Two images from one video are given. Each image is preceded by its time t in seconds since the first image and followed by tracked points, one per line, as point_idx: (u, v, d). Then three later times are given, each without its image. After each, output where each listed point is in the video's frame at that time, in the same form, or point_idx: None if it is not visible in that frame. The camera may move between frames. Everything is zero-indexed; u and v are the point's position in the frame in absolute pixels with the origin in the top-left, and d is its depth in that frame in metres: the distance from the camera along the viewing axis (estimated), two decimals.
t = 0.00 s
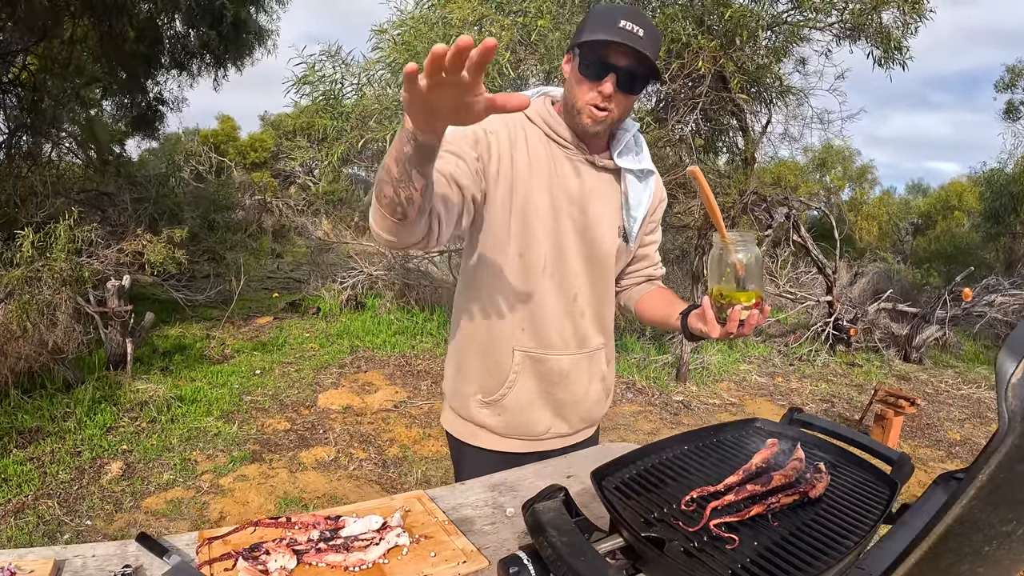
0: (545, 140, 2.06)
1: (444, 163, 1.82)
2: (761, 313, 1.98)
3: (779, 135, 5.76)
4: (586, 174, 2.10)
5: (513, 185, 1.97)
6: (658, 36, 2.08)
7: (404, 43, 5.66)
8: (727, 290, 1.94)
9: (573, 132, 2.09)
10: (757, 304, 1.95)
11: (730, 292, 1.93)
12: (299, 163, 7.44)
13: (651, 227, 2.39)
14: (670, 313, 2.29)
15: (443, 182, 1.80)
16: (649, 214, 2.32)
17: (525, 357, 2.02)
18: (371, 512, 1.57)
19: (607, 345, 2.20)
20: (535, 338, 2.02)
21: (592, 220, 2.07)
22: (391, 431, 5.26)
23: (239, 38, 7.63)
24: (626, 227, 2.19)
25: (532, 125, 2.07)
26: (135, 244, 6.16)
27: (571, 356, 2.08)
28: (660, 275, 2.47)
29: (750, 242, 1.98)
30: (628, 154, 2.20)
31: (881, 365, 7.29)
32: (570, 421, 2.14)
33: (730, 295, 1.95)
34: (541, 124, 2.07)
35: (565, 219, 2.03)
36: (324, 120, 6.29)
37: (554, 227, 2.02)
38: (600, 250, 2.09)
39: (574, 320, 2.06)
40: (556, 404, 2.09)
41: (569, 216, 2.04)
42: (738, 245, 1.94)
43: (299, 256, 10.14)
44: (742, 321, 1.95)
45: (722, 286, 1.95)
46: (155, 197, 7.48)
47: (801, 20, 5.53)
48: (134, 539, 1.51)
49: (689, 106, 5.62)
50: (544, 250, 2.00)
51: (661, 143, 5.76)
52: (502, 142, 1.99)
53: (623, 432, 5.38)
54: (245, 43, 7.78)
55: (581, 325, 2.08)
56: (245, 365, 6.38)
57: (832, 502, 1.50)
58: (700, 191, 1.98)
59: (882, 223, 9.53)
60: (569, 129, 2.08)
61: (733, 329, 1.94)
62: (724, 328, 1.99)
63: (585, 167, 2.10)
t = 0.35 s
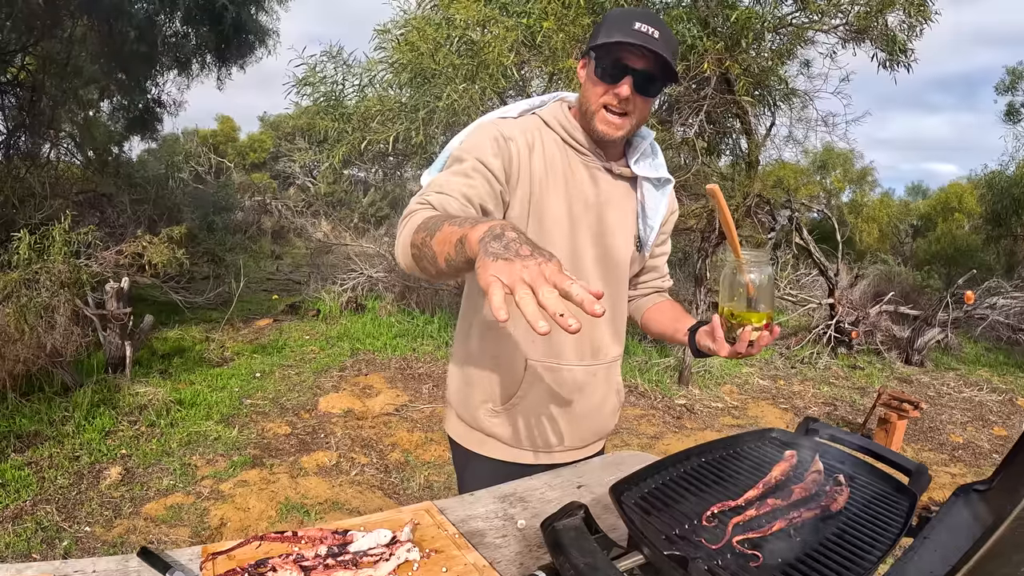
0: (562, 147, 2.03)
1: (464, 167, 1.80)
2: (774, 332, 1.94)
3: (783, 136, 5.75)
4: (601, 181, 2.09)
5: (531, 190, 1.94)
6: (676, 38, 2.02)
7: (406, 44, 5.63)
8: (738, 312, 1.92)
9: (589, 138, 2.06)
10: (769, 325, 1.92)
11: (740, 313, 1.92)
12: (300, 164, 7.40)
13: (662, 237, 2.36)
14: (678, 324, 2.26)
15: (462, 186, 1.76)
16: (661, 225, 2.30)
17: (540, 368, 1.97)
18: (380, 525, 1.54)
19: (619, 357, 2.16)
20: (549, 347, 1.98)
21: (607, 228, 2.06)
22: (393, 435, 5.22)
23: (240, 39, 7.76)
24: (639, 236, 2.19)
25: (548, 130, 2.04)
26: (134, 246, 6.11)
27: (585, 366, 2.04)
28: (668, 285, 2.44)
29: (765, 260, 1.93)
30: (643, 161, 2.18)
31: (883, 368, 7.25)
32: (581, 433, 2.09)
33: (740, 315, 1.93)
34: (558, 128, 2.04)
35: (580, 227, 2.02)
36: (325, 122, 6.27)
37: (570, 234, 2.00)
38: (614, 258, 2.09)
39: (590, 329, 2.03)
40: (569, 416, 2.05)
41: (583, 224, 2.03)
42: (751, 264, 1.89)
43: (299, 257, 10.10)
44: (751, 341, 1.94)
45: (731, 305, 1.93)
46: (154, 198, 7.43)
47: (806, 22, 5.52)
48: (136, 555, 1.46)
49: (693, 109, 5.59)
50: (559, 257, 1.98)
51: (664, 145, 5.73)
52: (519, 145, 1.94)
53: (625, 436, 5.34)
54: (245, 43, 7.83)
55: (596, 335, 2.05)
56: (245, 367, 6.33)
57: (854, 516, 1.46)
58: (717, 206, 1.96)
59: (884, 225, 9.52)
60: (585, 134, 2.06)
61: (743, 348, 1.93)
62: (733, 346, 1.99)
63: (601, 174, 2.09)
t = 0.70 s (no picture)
0: (555, 148, 2.01)
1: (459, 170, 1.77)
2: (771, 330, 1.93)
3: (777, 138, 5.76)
4: (596, 183, 2.06)
5: (529, 192, 1.92)
6: (657, 31, 1.99)
7: (400, 45, 5.61)
8: (736, 310, 1.90)
9: (580, 138, 2.04)
10: (768, 322, 1.90)
11: (738, 311, 1.89)
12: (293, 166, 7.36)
13: (659, 238, 2.34)
14: (677, 325, 2.23)
15: (463, 190, 1.74)
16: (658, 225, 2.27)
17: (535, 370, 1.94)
18: (379, 533, 1.51)
19: (617, 359, 2.13)
20: (545, 350, 1.94)
21: (602, 229, 2.05)
22: (386, 439, 5.18)
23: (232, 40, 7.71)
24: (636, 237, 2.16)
25: (540, 131, 2.01)
26: (125, 248, 6.04)
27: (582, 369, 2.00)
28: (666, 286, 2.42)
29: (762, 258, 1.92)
30: (636, 160, 2.15)
31: (875, 370, 7.27)
32: (579, 437, 2.06)
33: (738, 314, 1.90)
34: (550, 129, 2.02)
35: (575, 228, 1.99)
36: (318, 124, 6.24)
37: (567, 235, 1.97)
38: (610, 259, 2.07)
39: (586, 331, 1.99)
40: (566, 420, 2.02)
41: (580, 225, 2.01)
42: (749, 261, 1.89)
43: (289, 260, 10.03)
44: (751, 338, 1.90)
45: (729, 303, 1.91)
46: (145, 200, 7.36)
47: (799, 26, 5.55)
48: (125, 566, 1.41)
49: (687, 111, 5.60)
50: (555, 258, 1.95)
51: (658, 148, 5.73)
52: (513, 147, 1.92)
53: (619, 439, 5.32)
54: (238, 44, 7.77)
55: (592, 337, 2.01)
56: (236, 371, 6.27)
57: (859, 520, 1.44)
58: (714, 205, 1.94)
59: (875, 228, 9.57)
60: (573, 132, 2.04)
61: (742, 346, 1.90)
62: (732, 345, 1.96)
63: (595, 175, 2.06)
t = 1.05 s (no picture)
0: (554, 149, 1.99)
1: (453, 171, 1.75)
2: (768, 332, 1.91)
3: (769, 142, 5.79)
4: (596, 183, 2.03)
5: (525, 192, 1.90)
6: (654, 30, 2.00)
7: (391, 49, 5.58)
8: (733, 311, 1.88)
9: (580, 140, 2.02)
10: (765, 323, 1.88)
11: (736, 311, 1.88)
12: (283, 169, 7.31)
13: (659, 240, 2.33)
14: (676, 326, 2.21)
15: (450, 189, 1.71)
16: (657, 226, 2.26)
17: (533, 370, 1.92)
18: (383, 540, 1.48)
19: (616, 360, 2.11)
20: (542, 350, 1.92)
21: (603, 229, 2.01)
22: (379, 443, 5.14)
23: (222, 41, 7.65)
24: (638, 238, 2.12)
25: (540, 134, 2.00)
26: (113, 250, 5.96)
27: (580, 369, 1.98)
28: (666, 288, 2.40)
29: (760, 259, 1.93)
30: (635, 161, 2.13)
31: (865, 371, 7.32)
32: (578, 439, 2.04)
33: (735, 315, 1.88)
34: (549, 131, 2.00)
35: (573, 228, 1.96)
36: (310, 127, 6.21)
37: (564, 235, 1.94)
38: (610, 260, 2.02)
39: (583, 331, 1.97)
40: (564, 421, 2.00)
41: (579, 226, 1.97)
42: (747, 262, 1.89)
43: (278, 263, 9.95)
44: (748, 339, 1.87)
45: (727, 304, 1.89)
46: (134, 202, 7.28)
47: (791, 30, 5.58)
48: None
49: (680, 114, 5.61)
50: (552, 258, 1.92)
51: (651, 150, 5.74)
52: (509, 148, 1.90)
53: (613, 442, 5.31)
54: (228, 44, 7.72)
55: (590, 337, 1.99)
56: (226, 375, 6.21)
57: (864, 519, 1.42)
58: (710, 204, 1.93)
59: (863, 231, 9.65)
60: (575, 136, 2.02)
61: (737, 347, 1.88)
62: (728, 346, 1.92)
63: (595, 176, 2.03)
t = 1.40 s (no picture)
0: (550, 153, 1.99)
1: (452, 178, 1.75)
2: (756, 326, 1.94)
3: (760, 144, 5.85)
4: (593, 184, 2.04)
5: (524, 196, 1.91)
6: (642, 30, 2.01)
7: (383, 53, 5.57)
8: (724, 307, 1.89)
9: (576, 141, 2.04)
10: (752, 318, 1.91)
11: (724, 307, 1.90)
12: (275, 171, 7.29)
13: (656, 237, 2.35)
14: (670, 319, 2.24)
15: (450, 197, 1.71)
16: (654, 224, 2.28)
17: (538, 370, 1.94)
18: (389, 538, 1.49)
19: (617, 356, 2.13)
20: (546, 350, 1.94)
21: (602, 229, 2.02)
22: (372, 444, 5.13)
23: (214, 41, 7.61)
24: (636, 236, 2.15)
25: (537, 137, 2.01)
26: (104, 253, 5.93)
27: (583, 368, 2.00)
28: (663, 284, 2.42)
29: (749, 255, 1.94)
30: (632, 160, 2.15)
31: (853, 371, 7.39)
32: (583, 435, 2.05)
33: (725, 310, 1.89)
34: (547, 134, 2.02)
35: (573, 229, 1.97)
36: (303, 128, 6.19)
37: (565, 236, 1.95)
38: (610, 260, 2.04)
39: (586, 330, 1.99)
40: (569, 419, 2.02)
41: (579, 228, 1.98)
42: (734, 258, 1.90)
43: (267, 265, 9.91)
44: (735, 334, 1.91)
45: (715, 300, 1.91)
46: (125, 203, 7.25)
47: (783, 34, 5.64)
48: None
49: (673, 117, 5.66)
50: (554, 260, 1.93)
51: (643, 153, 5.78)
52: (506, 153, 1.90)
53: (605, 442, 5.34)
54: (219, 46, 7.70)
55: (593, 336, 2.01)
56: (218, 377, 6.18)
57: (862, 508, 1.45)
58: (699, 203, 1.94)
59: (851, 232, 9.76)
60: (571, 138, 2.04)
61: (725, 341, 1.91)
62: (717, 339, 1.97)
63: (592, 177, 2.04)
